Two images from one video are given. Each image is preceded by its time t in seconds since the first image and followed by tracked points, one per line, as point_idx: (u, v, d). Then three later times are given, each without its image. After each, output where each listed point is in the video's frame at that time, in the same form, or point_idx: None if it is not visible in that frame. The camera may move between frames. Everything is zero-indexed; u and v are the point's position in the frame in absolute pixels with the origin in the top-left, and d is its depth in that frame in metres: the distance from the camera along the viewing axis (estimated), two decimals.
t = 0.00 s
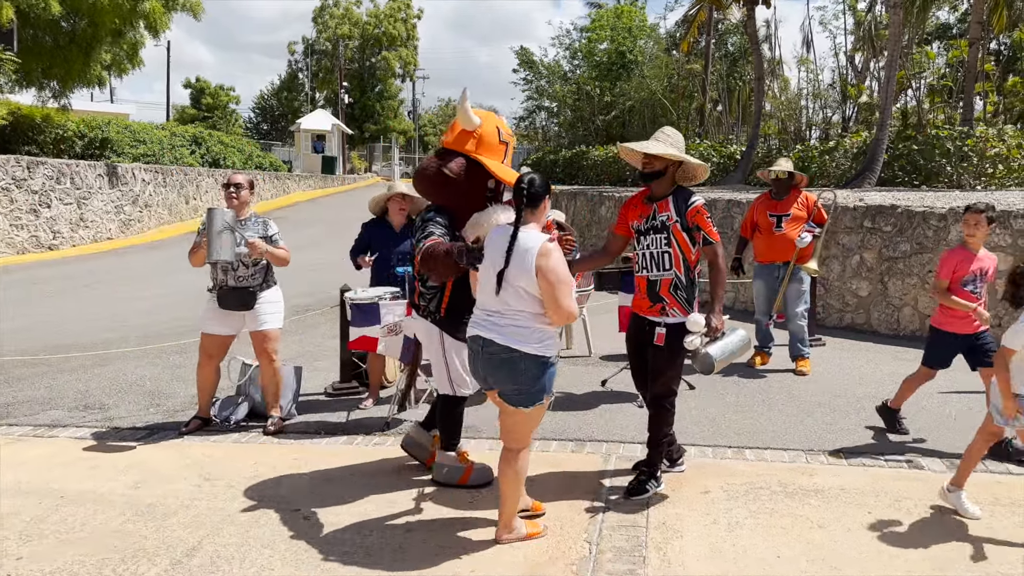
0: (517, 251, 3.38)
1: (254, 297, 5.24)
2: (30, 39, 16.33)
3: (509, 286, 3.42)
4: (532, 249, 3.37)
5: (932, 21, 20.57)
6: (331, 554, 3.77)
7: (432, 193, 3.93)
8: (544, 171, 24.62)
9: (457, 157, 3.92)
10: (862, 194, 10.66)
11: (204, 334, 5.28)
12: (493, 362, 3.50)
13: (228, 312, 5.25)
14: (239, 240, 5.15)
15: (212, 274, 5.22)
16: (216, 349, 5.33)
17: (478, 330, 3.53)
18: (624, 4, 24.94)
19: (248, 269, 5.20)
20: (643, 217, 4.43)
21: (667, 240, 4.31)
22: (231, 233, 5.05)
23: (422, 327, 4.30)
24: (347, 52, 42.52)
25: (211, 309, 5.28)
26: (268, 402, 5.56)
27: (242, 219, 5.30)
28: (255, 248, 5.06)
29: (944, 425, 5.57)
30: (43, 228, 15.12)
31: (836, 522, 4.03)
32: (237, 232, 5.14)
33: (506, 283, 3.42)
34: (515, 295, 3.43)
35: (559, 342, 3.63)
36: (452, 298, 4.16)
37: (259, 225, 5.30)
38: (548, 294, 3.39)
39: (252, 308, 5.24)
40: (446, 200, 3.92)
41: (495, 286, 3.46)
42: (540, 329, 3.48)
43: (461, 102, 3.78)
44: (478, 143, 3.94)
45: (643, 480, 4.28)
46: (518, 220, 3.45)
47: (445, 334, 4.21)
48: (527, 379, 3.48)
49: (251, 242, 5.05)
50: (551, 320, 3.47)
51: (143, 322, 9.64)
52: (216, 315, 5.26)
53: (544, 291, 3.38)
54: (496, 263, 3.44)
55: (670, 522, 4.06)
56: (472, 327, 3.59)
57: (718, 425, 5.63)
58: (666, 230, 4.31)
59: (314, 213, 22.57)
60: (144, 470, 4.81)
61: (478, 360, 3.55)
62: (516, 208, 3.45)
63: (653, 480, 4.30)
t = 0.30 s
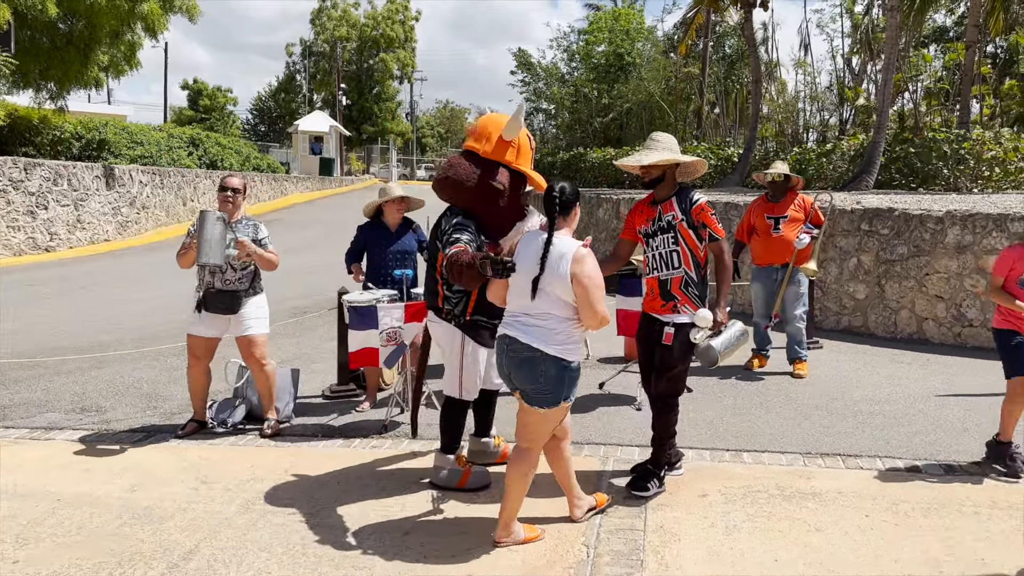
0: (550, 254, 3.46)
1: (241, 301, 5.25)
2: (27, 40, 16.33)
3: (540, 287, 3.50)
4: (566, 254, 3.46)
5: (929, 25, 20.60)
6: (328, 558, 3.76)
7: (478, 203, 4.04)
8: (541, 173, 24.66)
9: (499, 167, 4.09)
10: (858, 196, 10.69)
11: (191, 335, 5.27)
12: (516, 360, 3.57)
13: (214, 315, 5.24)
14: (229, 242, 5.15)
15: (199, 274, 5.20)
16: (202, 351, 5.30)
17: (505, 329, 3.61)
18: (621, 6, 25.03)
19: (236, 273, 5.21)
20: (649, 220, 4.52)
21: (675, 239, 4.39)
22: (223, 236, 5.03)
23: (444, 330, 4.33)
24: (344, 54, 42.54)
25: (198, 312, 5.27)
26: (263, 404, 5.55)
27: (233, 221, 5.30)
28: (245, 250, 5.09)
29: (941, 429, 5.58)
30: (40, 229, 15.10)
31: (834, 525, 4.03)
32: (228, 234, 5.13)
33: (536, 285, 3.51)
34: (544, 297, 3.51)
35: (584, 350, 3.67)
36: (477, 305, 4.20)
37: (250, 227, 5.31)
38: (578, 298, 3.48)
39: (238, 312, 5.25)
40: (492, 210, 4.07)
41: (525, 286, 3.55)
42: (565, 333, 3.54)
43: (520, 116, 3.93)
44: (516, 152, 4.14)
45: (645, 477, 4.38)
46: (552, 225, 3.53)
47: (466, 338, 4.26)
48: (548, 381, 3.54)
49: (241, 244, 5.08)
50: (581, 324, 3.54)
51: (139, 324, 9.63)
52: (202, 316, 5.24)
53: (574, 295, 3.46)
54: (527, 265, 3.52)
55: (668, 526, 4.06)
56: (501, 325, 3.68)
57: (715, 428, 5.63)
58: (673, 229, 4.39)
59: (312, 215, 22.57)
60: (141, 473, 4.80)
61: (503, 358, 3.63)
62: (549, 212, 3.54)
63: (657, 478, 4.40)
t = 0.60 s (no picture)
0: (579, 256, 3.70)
1: (243, 302, 5.24)
2: (23, 43, 16.34)
3: (571, 286, 3.74)
4: (592, 252, 3.69)
5: (924, 29, 20.62)
6: (325, 562, 3.76)
7: (507, 203, 4.30)
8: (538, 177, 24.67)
9: (518, 168, 4.42)
10: (854, 200, 10.72)
11: (196, 340, 5.27)
12: (554, 362, 3.81)
13: (218, 316, 5.24)
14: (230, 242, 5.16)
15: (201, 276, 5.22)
16: (208, 355, 5.29)
17: (540, 331, 3.84)
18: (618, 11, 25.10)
19: (237, 274, 5.21)
20: (650, 225, 4.67)
21: (669, 246, 4.53)
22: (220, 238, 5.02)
23: (461, 334, 4.43)
24: (341, 57, 42.55)
25: (202, 314, 5.28)
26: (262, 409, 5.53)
27: (235, 222, 5.31)
28: (245, 250, 5.08)
29: (937, 432, 5.59)
30: (36, 233, 15.08)
31: (830, 529, 4.04)
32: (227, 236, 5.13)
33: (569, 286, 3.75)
34: (577, 298, 3.76)
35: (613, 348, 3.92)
36: (498, 310, 4.33)
37: (251, 228, 5.32)
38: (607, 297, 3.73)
39: (241, 313, 5.24)
40: (519, 208, 4.36)
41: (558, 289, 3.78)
42: (599, 332, 3.80)
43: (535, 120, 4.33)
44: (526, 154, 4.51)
45: (663, 473, 4.53)
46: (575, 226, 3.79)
47: (485, 343, 4.37)
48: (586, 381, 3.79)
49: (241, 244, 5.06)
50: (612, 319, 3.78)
51: (136, 328, 9.62)
52: (207, 319, 5.25)
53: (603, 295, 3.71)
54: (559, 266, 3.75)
55: (665, 530, 4.06)
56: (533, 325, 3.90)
57: (712, 432, 5.64)
58: (667, 236, 4.52)
59: (308, 219, 22.53)
60: (137, 478, 4.79)
61: (539, 359, 3.87)
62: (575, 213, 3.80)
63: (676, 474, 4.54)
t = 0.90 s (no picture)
0: (602, 256, 3.85)
1: (238, 308, 5.24)
2: (19, 49, 16.33)
3: (596, 286, 3.87)
4: (612, 252, 3.86)
5: (918, 33, 20.72)
6: (320, 567, 3.76)
7: (523, 202, 4.34)
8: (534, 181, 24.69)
9: (530, 169, 4.51)
10: (849, 204, 10.77)
11: (190, 347, 5.28)
12: (589, 363, 3.85)
13: (213, 321, 5.24)
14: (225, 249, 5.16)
15: (196, 283, 5.23)
16: (203, 362, 5.30)
17: (571, 333, 3.87)
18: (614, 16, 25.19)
19: (231, 280, 5.20)
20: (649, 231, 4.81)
21: (660, 252, 4.66)
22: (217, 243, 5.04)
23: (474, 336, 4.42)
24: (338, 62, 42.61)
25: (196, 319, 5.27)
26: (259, 413, 5.54)
27: (231, 229, 5.31)
28: (240, 259, 5.06)
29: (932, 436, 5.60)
30: (31, 239, 15.04)
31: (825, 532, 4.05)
32: (223, 241, 5.13)
33: (594, 285, 3.88)
34: (603, 297, 3.87)
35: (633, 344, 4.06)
36: (509, 307, 4.40)
37: (247, 235, 5.30)
38: (630, 295, 3.88)
39: (236, 319, 5.24)
40: (532, 208, 4.42)
41: (584, 290, 3.88)
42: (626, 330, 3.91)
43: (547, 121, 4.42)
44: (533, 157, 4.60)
45: (660, 478, 4.53)
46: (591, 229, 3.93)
47: (495, 344, 4.39)
48: (623, 377, 3.87)
49: (236, 253, 5.05)
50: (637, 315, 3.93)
51: (131, 334, 9.60)
52: (202, 325, 5.25)
53: (628, 292, 3.86)
54: (583, 267, 3.88)
55: (660, 534, 4.07)
56: (559, 330, 3.93)
57: (707, 436, 5.65)
58: (658, 242, 4.65)
59: (304, 223, 22.53)
60: (132, 484, 4.79)
61: (570, 362, 3.88)
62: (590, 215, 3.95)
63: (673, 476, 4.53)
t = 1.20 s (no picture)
0: (629, 257, 3.88)
1: (228, 315, 5.24)
2: (15, 54, 16.33)
3: (621, 287, 3.90)
4: (638, 253, 3.90)
5: (913, 38, 20.79)
6: (316, 573, 3.76)
7: (512, 207, 4.34)
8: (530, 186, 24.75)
9: (527, 173, 4.47)
10: (844, 208, 10.81)
11: (179, 351, 5.25)
12: (614, 361, 3.88)
13: (201, 329, 5.22)
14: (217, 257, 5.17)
15: (185, 288, 5.18)
16: (192, 365, 5.27)
17: (597, 332, 3.87)
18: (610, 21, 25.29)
19: (222, 287, 5.19)
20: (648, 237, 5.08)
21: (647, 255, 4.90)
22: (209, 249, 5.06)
23: (461, 336, 4.45)
24: (334, 67, 42.68)
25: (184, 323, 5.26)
26: (252, 420, 5.53)
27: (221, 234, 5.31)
28: (233, 268, 5.12)
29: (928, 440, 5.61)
30: (27, 244, 15.02)
31: (821, 535, 4.06)
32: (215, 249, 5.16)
33: (619, 286, 3.90)
34: (628, 298, 3.91)
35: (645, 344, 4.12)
36: (499, 310, 4.38)
37: (238, 241, 5.32)
38: (652, 295, 3.95)
39: (225, 325, 5.25)
40: (525, 210, 4.40)
41: (610, 290, 3.90)
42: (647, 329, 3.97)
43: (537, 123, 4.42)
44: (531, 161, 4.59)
45: (656, 480, 4.56)
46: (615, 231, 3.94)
47: (485, 345, 4.39)
48: (644, 375, 3.92)
49: (229, 263, 5.11)
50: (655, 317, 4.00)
51: (128, 339, 9.60)
52: (189, 330, 5.23)
53: (653, 292, 3.93)
54: (608, 268, 3.90)
55: (657, 538, 4.07)
56: (581, 329, 3.93)
57: (704, 440, 5.66)
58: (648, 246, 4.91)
59: (300, 228, 22.54)
60: (128, 489, 4.78)
61: (593, 360, 3.90)
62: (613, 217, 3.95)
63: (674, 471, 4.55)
